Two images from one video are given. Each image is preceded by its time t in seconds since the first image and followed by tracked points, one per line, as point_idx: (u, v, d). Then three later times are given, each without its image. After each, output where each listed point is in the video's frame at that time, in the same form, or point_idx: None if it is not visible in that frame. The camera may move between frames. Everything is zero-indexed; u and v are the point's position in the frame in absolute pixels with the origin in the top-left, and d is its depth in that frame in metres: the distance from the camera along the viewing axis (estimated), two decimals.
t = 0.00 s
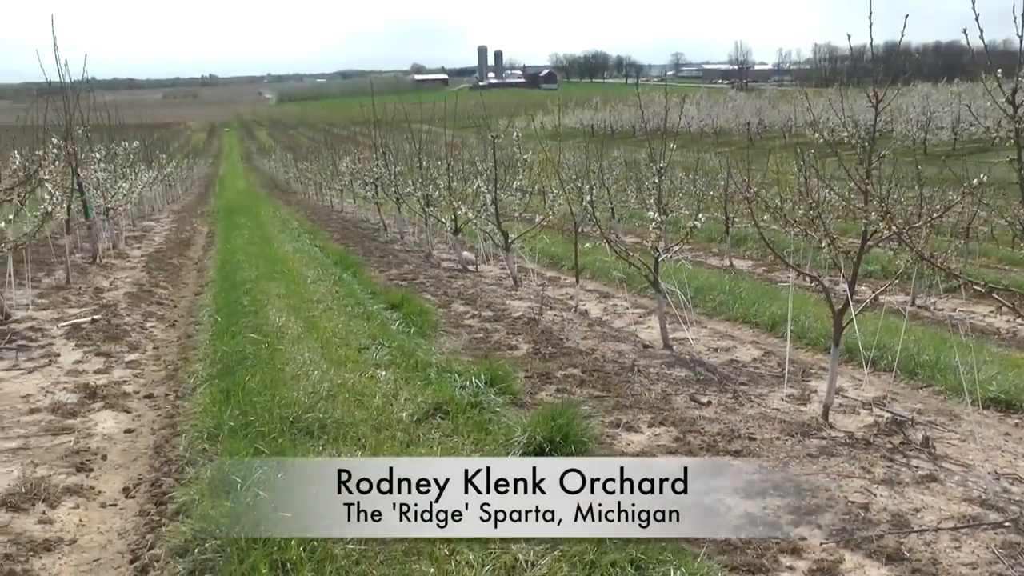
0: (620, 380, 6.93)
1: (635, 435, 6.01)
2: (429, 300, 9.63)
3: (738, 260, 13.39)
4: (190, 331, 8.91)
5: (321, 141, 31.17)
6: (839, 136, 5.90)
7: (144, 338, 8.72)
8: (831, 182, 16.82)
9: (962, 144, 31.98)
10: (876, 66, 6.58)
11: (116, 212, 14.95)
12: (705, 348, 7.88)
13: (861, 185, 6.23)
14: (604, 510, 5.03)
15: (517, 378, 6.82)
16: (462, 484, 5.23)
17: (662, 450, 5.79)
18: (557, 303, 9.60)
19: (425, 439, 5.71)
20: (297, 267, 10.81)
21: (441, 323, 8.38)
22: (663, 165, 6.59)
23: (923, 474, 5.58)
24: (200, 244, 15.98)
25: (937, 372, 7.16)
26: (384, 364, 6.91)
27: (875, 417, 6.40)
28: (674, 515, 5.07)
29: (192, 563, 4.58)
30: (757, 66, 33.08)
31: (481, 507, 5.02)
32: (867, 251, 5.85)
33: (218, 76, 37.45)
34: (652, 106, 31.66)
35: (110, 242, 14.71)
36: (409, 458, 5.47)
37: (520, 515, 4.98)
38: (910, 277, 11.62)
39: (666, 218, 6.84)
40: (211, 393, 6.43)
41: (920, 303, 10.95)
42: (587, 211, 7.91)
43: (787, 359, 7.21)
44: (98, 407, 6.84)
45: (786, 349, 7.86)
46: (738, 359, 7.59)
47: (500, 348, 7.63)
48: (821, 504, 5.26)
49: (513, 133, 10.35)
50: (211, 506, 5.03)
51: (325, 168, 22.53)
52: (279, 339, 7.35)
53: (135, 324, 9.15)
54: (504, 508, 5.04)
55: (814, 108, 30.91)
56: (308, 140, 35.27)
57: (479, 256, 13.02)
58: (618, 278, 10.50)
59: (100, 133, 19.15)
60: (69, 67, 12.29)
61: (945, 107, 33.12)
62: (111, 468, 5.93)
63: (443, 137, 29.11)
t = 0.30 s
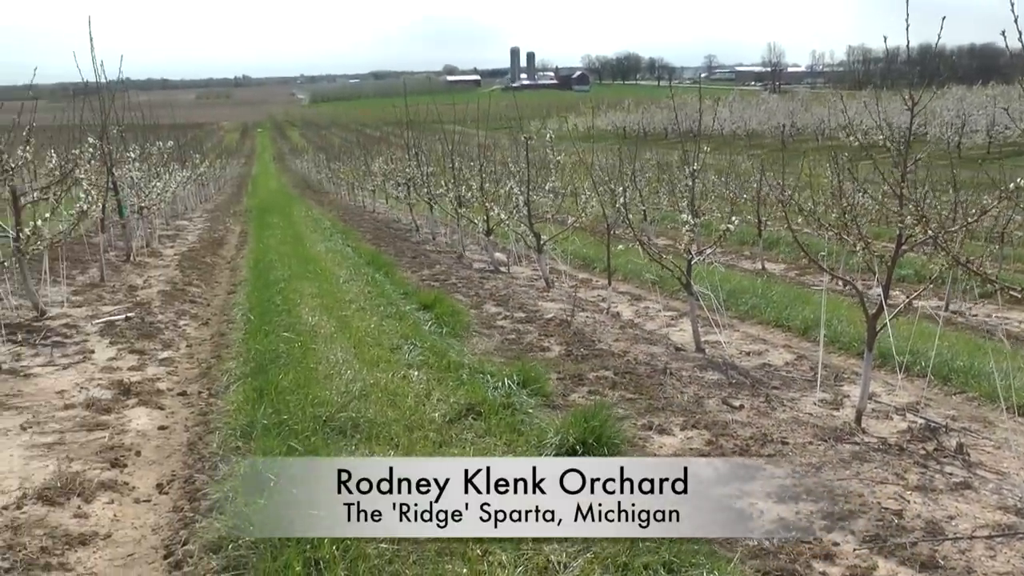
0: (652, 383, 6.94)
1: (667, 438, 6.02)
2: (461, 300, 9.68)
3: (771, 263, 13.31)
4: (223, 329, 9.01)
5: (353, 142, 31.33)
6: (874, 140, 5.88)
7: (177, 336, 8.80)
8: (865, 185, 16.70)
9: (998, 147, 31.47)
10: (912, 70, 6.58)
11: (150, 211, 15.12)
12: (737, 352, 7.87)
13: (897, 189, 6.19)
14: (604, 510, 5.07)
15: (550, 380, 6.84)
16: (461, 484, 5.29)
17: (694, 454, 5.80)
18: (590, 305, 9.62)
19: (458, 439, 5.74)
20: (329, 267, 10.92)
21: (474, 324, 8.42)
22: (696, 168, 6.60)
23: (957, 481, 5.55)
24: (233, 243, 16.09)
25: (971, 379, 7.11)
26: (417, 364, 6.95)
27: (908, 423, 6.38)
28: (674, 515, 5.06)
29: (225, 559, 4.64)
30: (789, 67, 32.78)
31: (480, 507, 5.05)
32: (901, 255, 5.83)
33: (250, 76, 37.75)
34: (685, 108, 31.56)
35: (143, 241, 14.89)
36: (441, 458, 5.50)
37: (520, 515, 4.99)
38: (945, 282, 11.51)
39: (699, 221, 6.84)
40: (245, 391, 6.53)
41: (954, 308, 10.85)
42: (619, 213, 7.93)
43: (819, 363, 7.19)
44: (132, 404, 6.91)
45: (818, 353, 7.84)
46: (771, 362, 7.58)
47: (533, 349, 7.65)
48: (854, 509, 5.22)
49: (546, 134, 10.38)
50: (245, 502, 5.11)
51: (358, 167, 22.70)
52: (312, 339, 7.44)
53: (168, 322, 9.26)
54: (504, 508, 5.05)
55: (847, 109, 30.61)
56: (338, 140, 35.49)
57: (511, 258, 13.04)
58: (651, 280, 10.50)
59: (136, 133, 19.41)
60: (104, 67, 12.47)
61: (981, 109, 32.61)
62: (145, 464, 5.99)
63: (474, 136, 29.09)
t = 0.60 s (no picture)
0: (686, 382, 6.94)
1: (702, 437, 6.03)
2: (495, 298, 9.71)
3: (806, 261, 13.20)
4: (258, 326, 9.10)
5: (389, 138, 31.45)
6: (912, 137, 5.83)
7: (212, 331, 8.89)
8: (900, 185, 16.53)
9: None
10: (949, 66, 6.56)
11: (186, 208, 15.31)
12: (771, 351, 7.85)
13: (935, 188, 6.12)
14: (604, 510, 5.06)
15: (584, 378, 6.86)
16: (462, 484, 5.29)
17: (728, 453, 5.80)
18: (624, 303, 9.62)
19: (492, 437, 5.76)
20: (364, 264, 11.01)
21: (508, 322, 8.45)
22: (732, 166, 6.58)
23: (994, 485, 5.49)
24: (267, 240, 16.23)
25: (1009, 381, 7.04)
26: (451, 362, 7.00)
27: (944, 425, 6.33)
28: (675, 515, 5.00)
29: (260, 553, 4.71)
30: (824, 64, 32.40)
31: (480, 507, 5.04)
32: (938, 255, 5.77)
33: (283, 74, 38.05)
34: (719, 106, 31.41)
35: (178, 237, 15.08)
36: (475, 456, 5.53)
37: (520, 515, 4.97)
38: (982, 282, 11.35)
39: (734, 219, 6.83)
40: (280, 388, 6.61)
41: (991, 308, 10.71)
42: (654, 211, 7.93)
43: (855, 363, 7.15)
44: (167, 398, 6.99)
45: (854, 353, 7.80)
46: (805, 362, 7.55)
47: (567, 347, 7.66)
48: (890, 511, 5.16)
49: (580, 132, 10.39)
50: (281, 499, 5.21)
51: (393, 164, 22.80)
52: (346, 335, 7.52)
53: (203, 317, 9.36)
54: (504, 508, 5.04)
55: (884, 107, 30.20)
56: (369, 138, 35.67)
57: (545, 256, 13.05)
58: (685, 278, 10.49)
59: (172, 131, 19.68)
60: (139, 65, 12.65)
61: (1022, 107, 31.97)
62: (181, 459, 6.04)
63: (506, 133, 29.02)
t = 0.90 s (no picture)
0: (719, 379, 6.92)
1: (734, 435, 6.00)
2: (527, 294, 9.73)
3: (840, 258, 13.07)
4: (291, 322, 9.17)
5: (422, 134, 31.60)
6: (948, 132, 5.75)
7: (245, 328, 8.97)
8: (936, 183, 16.31)
9: None
10: (985, 61, 6.53)
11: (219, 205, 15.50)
12: (805, 349, 7.80)
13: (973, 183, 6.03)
14: (604, 510, 5.01)
15: (616, 375, 6.87)
16: (462, 484, 5.27)
17: (761, 451, 5.77)
18: (656, 300, 9.61)
19: (525, 434, 5.78)
20: (396, 261, 11.09)
21: (540, 318, 8.47)
22: (764, 162, 6.56)
23: None
24: (300, 236, 16.36)
25: None
26: (483, 358, 7.04)
27: (979, 425, 6.25)
28: (674, 515, 4.95)
29: (293, 549, 4.78)
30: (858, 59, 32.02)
31: (480, 507, 5.02)
32: (973, 251, 5.68)
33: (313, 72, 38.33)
34: (754, 102, 31.19)
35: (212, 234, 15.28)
36: (507, 452, 5.56)
37: (520, 515, 4.95)
38: (1019, 280, 11.15)
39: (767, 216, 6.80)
40: (313, 384, 6.70)
41: None
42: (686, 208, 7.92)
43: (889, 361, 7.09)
44: (201, 394, 7.06)
45: (889, 351, 7.73)
46: (839, 359, 7.50)
47: (599, 344, 7.66)
48: (924, 511, 5.07)
49: (612, 129, 10.40)
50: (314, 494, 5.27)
51: (425, 162, 22.88)
52: (379, 331, 7.64)
53: (237, 313, 9.46)
54: (504, 508, 5.01)
55: (919, 102, 29.75)
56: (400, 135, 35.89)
57: (577, 252, 13.06)
58: (718, 275, 10.45)
59: (206, 129, 19.97)
60: (171, 63, 12.83)
61: None
62: (214, 454, 6.09)
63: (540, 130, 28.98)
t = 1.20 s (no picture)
0: (748, 379, 6.91)
1: (764, 435, 5.98)
2: (556, 293, 9.76)
3: (870, 258, 12.98)
4: (320, 321, 9.21)
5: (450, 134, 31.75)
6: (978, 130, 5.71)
7: (275, 326, 9.04)
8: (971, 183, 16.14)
9: None
10: (1018, 59, 6.48)
11: (248, 204, 15.66)
12: (834, 350, 7.76)
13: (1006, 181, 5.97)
14: (604, 510, 5.01)
15: (646, 374, 6.89)
16: (462, 484, 5.31)
17: (791, 452, 5.74)
18: (685, 300, 9.61)
19: (554, 433, 5.80)
20: (425, 260, 11.18)
21: (569, 318, 8.49)
22: (794, 162, 6.57)
23: None
24: (329, 235, 16.48)
25: None
26: (513, 357, 7.09)
27: (1010, 426, 6.18)
28: (675, 515, 4.94)
29: (323, 547, 4.79)
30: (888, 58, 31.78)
31: (480, 507, 5.05)
32: (1004, 250, 5.62)
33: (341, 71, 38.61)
34: (783, 102, 31.11)
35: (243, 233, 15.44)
36: (536, 451, 5.58)
37: (520, 515, 4.96)
38: None
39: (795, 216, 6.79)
40: (342, 382, 6.78)
41: None
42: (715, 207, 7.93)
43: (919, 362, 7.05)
44: (230, 391, 7.11)
45: (919, 352, 7.67)
46: (868, 360, 7.46)
47: (629, 344, 7.67)
48: (955, 514, 4.98)
49: (642, 128, 10.43)
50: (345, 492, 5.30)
51: (454, 161, 22.98)
52: (409, 331, 7.75)
53: (266, 312, 9.55)
54: (504, 508, 5.04)
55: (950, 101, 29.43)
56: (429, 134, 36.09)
57: (607, 252, 13.08)
58: (747, 275, 10.45)
59: (236, 128, 20.19)
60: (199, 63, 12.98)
61: None
62: (244, 451, 6.13)
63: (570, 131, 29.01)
